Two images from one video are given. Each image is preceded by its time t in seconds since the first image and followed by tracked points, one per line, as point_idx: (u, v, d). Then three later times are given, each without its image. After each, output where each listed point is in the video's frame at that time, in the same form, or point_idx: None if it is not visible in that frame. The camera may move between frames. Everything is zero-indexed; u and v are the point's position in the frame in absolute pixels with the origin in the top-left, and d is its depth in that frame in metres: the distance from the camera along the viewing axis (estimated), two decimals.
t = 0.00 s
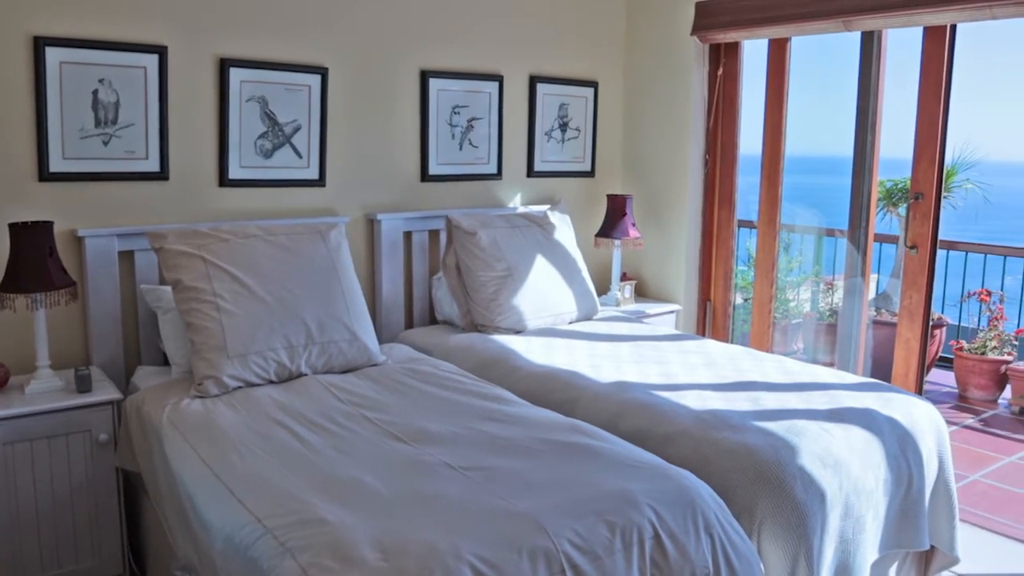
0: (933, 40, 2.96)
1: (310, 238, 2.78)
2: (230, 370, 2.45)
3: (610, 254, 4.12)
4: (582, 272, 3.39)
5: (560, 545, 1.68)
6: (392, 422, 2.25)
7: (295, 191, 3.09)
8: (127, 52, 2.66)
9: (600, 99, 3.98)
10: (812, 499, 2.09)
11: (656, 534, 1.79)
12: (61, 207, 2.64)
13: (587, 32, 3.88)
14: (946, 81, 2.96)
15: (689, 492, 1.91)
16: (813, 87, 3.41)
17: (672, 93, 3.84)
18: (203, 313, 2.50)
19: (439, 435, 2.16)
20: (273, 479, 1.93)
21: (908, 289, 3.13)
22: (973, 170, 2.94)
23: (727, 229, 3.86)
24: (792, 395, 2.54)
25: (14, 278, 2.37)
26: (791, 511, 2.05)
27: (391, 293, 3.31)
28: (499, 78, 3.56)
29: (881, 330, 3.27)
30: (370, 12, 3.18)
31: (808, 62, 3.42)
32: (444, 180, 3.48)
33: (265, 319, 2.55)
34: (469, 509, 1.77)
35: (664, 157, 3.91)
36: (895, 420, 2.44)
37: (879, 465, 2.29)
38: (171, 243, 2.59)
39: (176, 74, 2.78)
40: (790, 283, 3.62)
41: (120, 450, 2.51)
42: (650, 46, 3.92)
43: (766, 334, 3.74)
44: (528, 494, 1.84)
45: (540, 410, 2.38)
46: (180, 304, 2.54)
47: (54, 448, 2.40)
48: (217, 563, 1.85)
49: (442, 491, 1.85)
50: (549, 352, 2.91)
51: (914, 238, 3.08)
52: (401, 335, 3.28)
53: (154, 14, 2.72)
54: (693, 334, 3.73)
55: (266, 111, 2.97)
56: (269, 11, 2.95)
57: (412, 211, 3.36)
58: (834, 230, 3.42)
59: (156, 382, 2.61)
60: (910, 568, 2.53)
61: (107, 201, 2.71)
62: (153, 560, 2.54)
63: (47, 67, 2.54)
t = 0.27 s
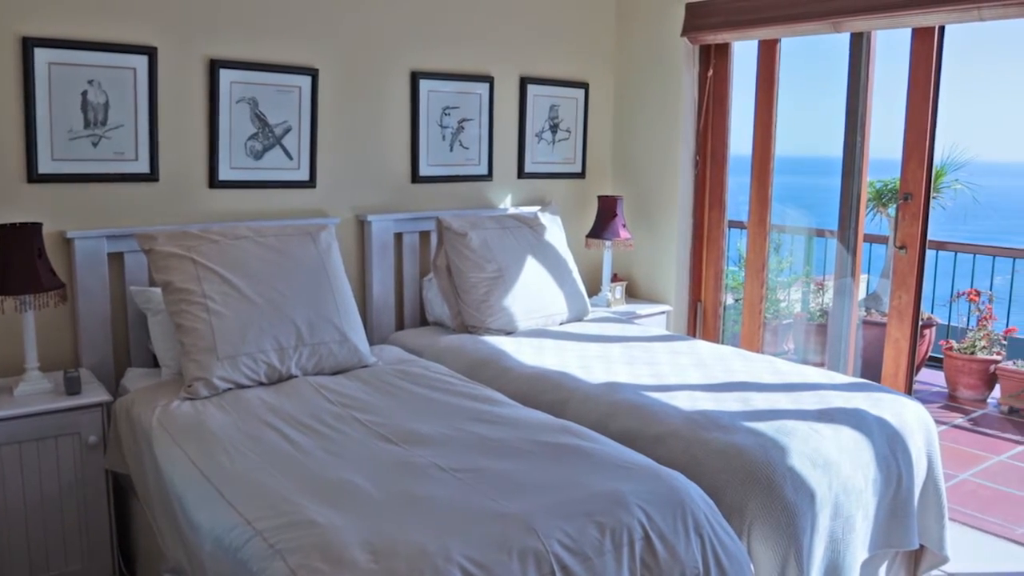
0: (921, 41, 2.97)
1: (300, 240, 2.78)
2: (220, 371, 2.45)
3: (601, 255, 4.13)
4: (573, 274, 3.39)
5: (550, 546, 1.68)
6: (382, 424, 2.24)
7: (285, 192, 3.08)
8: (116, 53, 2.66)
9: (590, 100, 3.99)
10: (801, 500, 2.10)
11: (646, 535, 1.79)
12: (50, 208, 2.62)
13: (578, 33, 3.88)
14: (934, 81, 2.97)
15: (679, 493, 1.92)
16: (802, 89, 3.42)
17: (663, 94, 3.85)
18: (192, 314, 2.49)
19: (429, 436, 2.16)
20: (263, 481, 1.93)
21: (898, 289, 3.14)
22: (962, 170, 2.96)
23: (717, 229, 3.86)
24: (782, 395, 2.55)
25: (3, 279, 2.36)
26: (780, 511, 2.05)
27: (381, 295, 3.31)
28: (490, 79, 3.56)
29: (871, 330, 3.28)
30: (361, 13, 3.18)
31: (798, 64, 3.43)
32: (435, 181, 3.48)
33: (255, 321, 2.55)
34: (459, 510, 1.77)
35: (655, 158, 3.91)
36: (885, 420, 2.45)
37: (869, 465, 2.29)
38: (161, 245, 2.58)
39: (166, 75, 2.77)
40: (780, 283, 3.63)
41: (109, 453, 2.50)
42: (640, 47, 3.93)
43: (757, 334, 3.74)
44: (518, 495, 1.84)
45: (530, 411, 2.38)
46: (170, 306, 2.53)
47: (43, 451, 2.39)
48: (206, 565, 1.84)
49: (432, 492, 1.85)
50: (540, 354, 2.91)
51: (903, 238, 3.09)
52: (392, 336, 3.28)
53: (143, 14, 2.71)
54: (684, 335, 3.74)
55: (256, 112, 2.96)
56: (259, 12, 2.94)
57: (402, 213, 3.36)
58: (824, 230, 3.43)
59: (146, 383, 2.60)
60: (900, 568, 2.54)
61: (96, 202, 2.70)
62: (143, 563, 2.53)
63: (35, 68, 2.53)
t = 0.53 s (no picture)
0: (910, 44, 2.99)
1: (289, 241, 2.77)
2: (210, 373, 2.44)
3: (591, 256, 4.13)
4: (563, 275, 3.40)
5: (540, 547, 1.68)
6: (372, 425, 2.24)
7: (275, 193, 3.08)
8: (106, 54, 2.65)
9: (581, 101, 4.00)
10: (790, 500, 2.10)
11: (636, 535, 1.80)
12: (38, 209, 2.61)
13: (568, 34, 3.89)
14: (923, 82, 2.99)
15: (669, 493, 1.92)
16: (793, 90, 3.43)
17: (654, 94, 3.85)
18: (182, 316, 2.49)
19: (419, 437, 2.17)
20: (252, 482, 1.92)
21: (887, 290, 3.15)
22: (950, 171, 2.96)
23: (707, 230, 3.87)
24: (771, 396, 2.56)
25: None
26: (769, 512, 2.06)
27: (372, 296, 3.31)
28: (481, 80, 3.56)
29: (860, 330, 3.29)
30: (350, 14, 3.18)
31: (787, 66, 3.44)
32: (425, 182, 3.47)
33: (245, 322, 2.54)
34: (449, 511, 1.77)
35: (646, 158, 3.92)
36: (873, 420, 2.45)
37: (858, 465, 2.30)
38: (150, 246, 2.58)
39: (156, 76, 2.77)
40: (770, 284, 3.64)
41: (98, 455, 2.49)
42: (630, 49, 3.93)
43: (747, 335, 3.75)
44: (507, 496, 1.84)
45: (520, 412, 2.38)
46: (159, 307, 2.52)
47: (32, 453, 2.39)
48: (196, 568, 1.84)
49: (422, 493, 1.85)
50: (530, 354, 2.91)
51: (892, 239, 3.11)
52: (382, 337, 3.28)
53: (132, 15, 2.70)
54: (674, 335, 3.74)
55: (246, 113, 2.96)
56: (249, 13, 2.94)
57: (393, 214, 3.36)
58: (813, 231, 3.44)
59: (135, 385, 2.59)
60: (888, 567, 2.56)
61: (85, 203, 2.69)
62: (132, 566, 2.52)
63: (24, 68, 2.51)
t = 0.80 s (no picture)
0: (899, 46, 3.00)
1: (279, 242, 2.77)
2: (199, 375, 2.43)
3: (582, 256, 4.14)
4: (554, 276, 3.40)
5: (529, 548, 1.68)
6: (362, 426, 2.24)
7: (265, 194, 3.07)
8: (94, 55, 2.64)
9: (571, 101, 4.00)
10: (780, 499, 2.11)
11: (625, 535, 1.80)
12: (26, 211, 2.60)
13: (559, 35, 3.89)
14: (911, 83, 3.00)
15: (658, 494, 1.92)
16: (782, 90, 3.44)
17: (644, 95, 3.85)
18: (171, 318, 2.48)
19: (409, 439, 2.16)
20: (241, 484, 1.92)
21: (876, 290, 3.16)
22: (940, 172, 3.01)
23: (698, 230, 3.88)
24: (762, 396, 2.57)
25: None
26: (759, 512, 2.07)
27: (362, 297, 3.31)
28: (471, 81, 3.56)
29: (850, 330, 3.30)
30: (340, 14, 3.17)
31: (776, 66, 3.45)
32: (415, 184, 3.47)
33: (234, 324, 2.53)
34: (438, 512, 1.77)
35: (637, 158, 3.92)
36: (863, 419, 2.46)
37: (847, 464, 2.31)
38: (139, 248, 2.57)
39: (144, 77, 2.76)
40: (761, 284, 3.64)
41: (88, 457, 2.48)
42: (621, 50, 3.93)
43: (737, 335, 3.76)
44: (496, 497, 1.84)
45: (510, 413, 2.38)
46: (147, 309, 2.51)
47: (20, 456, 2.37)
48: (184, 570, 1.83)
49: (411, 494, 1.85)
50: (520, 355, 2.91)
51: (881, 239, 3.12)
52: (373, 339, 3.27)
53: (121, 16, 2.69)
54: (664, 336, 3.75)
55: (236, 114, 2.95)
56: (238, 13, 2.93)
57: (383, 215, 3.36)
58: (803, 231, 3.45)
59: (125, 387, 2.58)
60: (878, 566, 2.57)
61: (74, 205, 2.68)
62: (122, 568, 2.52)
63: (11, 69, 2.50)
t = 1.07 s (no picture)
0: (889, 45, 3.01)
1: (270, 244, 2.77)
2: (190, 377, 2.43)
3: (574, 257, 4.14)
4: (545, 276, 3.40)
5: (520, 548, 1.68)
6: (353, 428, 2.24)
7: (256, 196, 3.07)
8: (84, 57, 2.63)
9: (562, 102, 4.00)
10: (771, 499, 2.11)
11: (616, 536, 1.80)
12: (15, 213, 2.59)
13: (549, 35, 3.89)
14: (901, 82, 3.02)
15: (649, 494, 1.93)
16: (773, 90, 3.45)
17: (635, 96, 3.86)
18: (162, 320, 2.47)
19: (400, 440, 2.16)
20: (232, 486, 1.92)
21: (867, 290, 3.18)
22: (930, 171, 3.07)
23: (689, 231, 3.88)
24: (753, 396, 2.58)
25: None
26: (750, 512, 2.07)
27: (354, 298, 3.30)
28: (462, 82, 3.56)
29: (841, 330, 3.31)
30: (331, 16, 3.17)
31: (767, 66, 3.46)
32: (407, 185, 3.47)
33: (225, 326, 2.53)
34: (429, 513, 1.77)
35: (628, 159, 3.92)
36: (854, 419, 2.47)
37: (838, 464, 2.32)
38: (129, 250, 2.56)
39: (134, 79, 2.75)
40: (753, 284, 3.65)
41: (78, 459, 2.47)
42: (612, 51, 3.94)
43: (729, 335, 3.77)
44: (487, 498, 1.84)
45: (501, 413, 2.38)
46: (138, 311, 2.50)
47: (10, 458, 2.37)
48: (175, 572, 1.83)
49: (403, 496, 1.85)
50: (512, 356, 2.91)
51: (871, 239, 3.13)
52: (364, 340, 3.27)
53: (110, 17, 2.69)
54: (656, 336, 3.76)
55: (226, 115, 2.95)
56: (228, 15, 2.92)
57: (374, 216, 3.37)
58: (795, 231, 3.46)
59: (115, 389, 2.58)
60: (869, 564, 2.57)
61: (64, 207, 2.67)
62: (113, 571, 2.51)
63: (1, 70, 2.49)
